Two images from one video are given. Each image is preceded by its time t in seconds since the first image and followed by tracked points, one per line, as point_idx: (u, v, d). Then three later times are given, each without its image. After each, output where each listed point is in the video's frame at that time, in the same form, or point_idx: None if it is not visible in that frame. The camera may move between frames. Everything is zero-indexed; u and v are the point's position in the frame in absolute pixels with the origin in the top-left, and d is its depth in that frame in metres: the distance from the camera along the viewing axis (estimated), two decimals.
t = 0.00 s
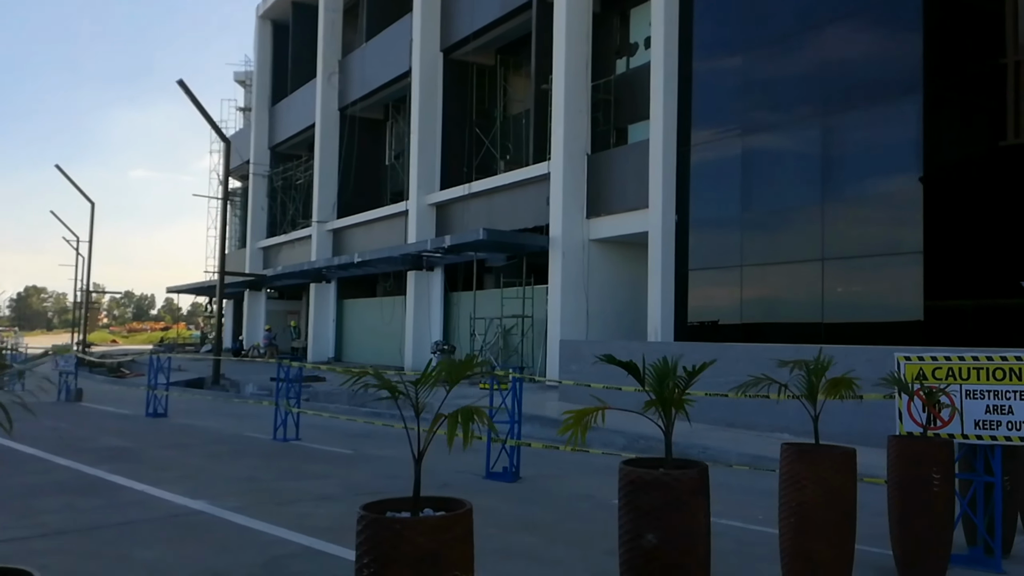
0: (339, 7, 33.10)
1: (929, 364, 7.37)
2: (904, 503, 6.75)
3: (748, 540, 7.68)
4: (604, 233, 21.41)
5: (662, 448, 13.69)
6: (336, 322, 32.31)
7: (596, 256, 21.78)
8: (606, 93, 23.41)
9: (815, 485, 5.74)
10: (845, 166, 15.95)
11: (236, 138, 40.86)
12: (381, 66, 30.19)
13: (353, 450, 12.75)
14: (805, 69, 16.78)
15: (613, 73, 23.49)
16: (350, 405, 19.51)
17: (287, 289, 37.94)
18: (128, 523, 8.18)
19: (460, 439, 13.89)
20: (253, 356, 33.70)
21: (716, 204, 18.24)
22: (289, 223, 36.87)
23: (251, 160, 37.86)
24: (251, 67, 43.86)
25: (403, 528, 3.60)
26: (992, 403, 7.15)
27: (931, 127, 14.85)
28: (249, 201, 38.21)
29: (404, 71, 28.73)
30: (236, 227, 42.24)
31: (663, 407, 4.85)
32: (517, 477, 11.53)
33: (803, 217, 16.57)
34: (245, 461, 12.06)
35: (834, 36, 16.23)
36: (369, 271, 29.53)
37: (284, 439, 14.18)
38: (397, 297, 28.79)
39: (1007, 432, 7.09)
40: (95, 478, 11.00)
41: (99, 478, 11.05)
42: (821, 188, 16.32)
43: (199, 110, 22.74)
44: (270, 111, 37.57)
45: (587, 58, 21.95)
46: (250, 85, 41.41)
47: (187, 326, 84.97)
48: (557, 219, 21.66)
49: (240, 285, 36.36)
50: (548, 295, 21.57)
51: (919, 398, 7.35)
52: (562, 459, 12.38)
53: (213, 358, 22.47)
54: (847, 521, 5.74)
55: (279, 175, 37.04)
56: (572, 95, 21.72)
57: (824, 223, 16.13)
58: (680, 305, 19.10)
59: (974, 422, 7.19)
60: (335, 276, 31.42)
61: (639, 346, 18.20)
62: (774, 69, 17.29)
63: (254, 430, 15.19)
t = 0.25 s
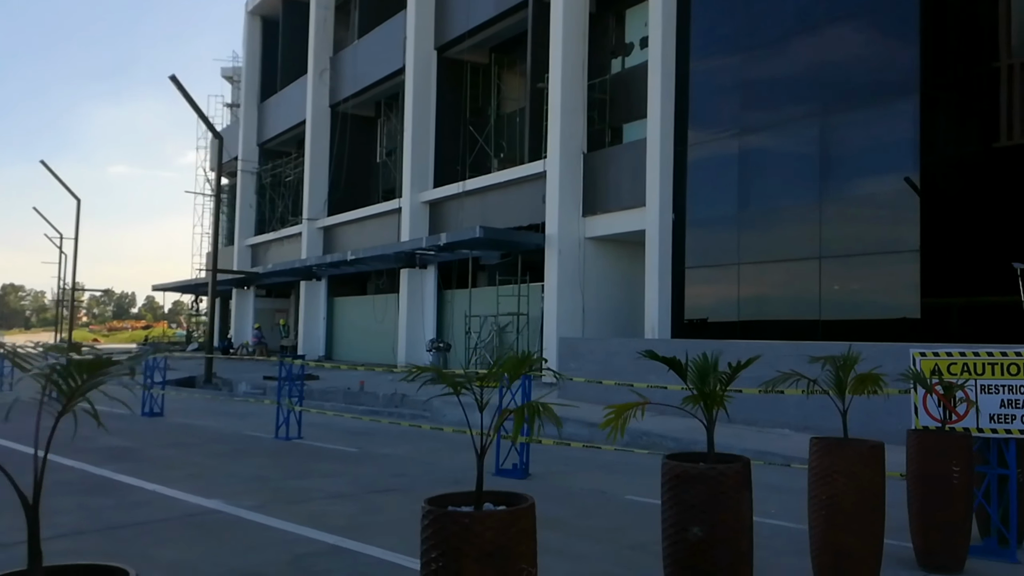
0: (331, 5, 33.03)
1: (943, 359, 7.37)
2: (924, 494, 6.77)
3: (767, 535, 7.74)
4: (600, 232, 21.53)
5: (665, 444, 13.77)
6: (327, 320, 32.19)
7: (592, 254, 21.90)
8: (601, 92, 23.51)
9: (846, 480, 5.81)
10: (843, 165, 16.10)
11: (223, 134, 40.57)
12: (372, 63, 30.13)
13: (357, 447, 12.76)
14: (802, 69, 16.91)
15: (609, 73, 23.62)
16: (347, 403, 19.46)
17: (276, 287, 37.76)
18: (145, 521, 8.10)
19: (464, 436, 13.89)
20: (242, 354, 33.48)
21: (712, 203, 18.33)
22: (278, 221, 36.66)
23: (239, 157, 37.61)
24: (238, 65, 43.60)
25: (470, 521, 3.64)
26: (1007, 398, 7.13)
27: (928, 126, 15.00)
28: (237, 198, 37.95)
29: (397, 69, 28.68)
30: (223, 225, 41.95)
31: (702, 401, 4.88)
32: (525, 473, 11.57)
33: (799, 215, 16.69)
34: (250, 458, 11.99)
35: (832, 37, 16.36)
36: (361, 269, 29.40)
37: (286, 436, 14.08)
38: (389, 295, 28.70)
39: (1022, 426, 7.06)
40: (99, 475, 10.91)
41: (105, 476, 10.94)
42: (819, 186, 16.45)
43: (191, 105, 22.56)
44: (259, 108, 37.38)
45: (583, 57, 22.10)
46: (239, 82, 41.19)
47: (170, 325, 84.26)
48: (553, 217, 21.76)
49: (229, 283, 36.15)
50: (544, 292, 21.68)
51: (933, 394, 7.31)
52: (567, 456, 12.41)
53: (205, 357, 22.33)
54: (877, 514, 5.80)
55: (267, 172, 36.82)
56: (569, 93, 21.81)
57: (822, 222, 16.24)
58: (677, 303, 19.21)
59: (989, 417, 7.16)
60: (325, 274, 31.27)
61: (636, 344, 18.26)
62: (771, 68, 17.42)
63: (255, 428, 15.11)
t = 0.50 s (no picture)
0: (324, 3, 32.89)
1: (956, 358, 7.30)
2: (941, 495, 6.80)
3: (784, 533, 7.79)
4: (597, 231, 21.62)
5: (668, 443, 13.86)
6: (319, 320, 32.10)
7: (588, 253, 22.00)
8: (597, 91, 23.62)
9: (869, 478, 5.80)
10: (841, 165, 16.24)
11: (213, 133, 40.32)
12: (365, 62, 30.05)
13: (361, 447, 12.76)
14: (800, 69, 17.02)
15: (605, 73, 23.75)
16: (345, 402, 19.45)
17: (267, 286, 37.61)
18: (161, 521, 8.05)
19: (467, 435, 13.92)
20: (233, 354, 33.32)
21: (710, 203, 18.45)
22: (269, 219, 36.48)
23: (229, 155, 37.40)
24: (228, 62, 43.36)
25: (528, 519, 3.71)
26: (1019, 397, 7.03)
27: (926, 128, 15.16)
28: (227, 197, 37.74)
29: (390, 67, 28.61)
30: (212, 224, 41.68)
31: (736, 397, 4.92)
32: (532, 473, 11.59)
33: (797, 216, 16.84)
34: (256, 458, 11.97)
35: (830, 37, 16.48)
36: (354, 268, 29.31)
37: (289, 436, 14.06)
38: (383, 294, 28.66)
39: None
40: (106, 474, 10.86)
41: (112, 475, 10.87)
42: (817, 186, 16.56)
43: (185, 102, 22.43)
44: (249, 106, 37.19)
45: (580, 56, 22.17)
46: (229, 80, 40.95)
47: (155, 324, 83.63)
48: (551, 217, 21.85)
49: (219, 282, 35.99)
50: (541, 291, 21.79)
51: (944, 392, 7.29)
52: (573, 455, 12.44)
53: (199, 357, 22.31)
54: (900, 512, 5.81)
55: (258, 170, 36.64)
56: (565, 92, 21.88)
57: (820, 223, 16.39)
58: (674, 302, 19.32)
59: (1001, 415, 7.06)
60: (318, 273, 31.18)
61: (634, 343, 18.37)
62: (769, 69, 17.56)
63: (257, 427, 15.07)
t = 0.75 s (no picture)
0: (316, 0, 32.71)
1: (973, 359, 7.42)
2: (961, 493, 6.92)
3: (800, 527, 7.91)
4: (594, 231, 21.72)
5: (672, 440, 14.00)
6: (311, 319, 32.02)
7: (585, 252, 22.12)
8: (592, 92, 23.85)
9: (899, 475, 5.90)
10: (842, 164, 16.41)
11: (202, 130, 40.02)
12: (358, 60, 29.94)
13: (369, 445, 12.79)
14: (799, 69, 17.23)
15: (600, 73, 23.95)
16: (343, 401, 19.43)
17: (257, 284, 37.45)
18: (184, 517, 8.05)
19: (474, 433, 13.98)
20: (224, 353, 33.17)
21: (709, 203, 18.62)
22: (260, 218, 36.29)
23: (219, 153, 37.15)
24: (216, 59, 43.04)
25: (590, 515, 3.77)
26: None
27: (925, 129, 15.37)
28: (217, 195, 37.50)
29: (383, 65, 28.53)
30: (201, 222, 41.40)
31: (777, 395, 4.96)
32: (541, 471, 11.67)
33: (797, 216, 17.04)
34: (266, 455, 11.96)
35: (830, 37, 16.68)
36: (348, 267, 29.24)
37: (294, 435, 14.04)
38: (377, 293, 28.63)
39: None
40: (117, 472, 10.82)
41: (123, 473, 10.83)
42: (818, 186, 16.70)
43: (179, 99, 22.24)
44: (239, 103, 36.96)
45: (577, 55, 22.22)
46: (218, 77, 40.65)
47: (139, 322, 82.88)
48: (547, 217, 21.90)
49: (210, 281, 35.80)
50: (538, 291, 21.86)
51: (962, 393, 7.44)
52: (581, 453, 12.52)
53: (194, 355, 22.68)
54: (929, 508, 5.92)
55: (249, 169, 36.44)
56: (562, 91, 21.93)
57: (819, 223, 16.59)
58: (672, 302, 19.48)
59: (1019, 416, 7.18)
60: (310, 272, 31.08)
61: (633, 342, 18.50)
62: (768, 70, 17.72)
63: (260, 426, 15.03)
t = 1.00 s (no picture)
0: None
1: (990, 361, 7.52)
2: (978, 494, 6.91)
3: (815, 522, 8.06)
4: (592, 232, 21.79)
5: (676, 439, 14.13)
6: (305, 319, 31.97)
7: (583, 253, 22.15)
8: (590, 92, 23.89)
9: (926, 476, 5.95)
10: (841, 167, 16.67)
11: (192, 129, 39.76)
12: (352, 60, 29.85)
13: (376, 445, 12.80)
14: (798, 72, 17.47)
15: (597, 74, 24.02)
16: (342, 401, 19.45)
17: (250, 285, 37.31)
18: (207, 513, 8.09)
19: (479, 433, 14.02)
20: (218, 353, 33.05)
21: (710, 204, 18.81)
22: (252, 218, 36.17)
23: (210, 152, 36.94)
24: (206, 58, 42.76)
25: (646, 511, 3.79)
26: None
27: (924, 132, 15.64)
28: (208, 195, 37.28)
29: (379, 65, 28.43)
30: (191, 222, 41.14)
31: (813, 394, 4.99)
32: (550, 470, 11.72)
33: (797, 218, 17.23)
34: (275, 454, 11.96)
35: (830, 41, 16.95)
36: (343, 268, 29.19)
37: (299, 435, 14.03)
38: (373, 294, 28.62)
39: None
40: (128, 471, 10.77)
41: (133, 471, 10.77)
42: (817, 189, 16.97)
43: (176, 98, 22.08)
44: (231, 103, 36.77)
45: (575, 56, 22.26)
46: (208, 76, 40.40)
47: (124, 323, 82.15)
48: (545, 218, 21.90)
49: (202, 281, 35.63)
50: (536, 291, 21.83)
51: (979, 394, 7.48)
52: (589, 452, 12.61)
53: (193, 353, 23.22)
54: (955, 508, 5.96)
55: (241, 169, 36.27)
56: (561, 92, 21.97)
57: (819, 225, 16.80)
58: (672, 302, 19.65)
59: None
60: (304, 272, 30.99)
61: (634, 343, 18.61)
62: (768, 73, 17.91)
63: (264, 426, 14.99)
